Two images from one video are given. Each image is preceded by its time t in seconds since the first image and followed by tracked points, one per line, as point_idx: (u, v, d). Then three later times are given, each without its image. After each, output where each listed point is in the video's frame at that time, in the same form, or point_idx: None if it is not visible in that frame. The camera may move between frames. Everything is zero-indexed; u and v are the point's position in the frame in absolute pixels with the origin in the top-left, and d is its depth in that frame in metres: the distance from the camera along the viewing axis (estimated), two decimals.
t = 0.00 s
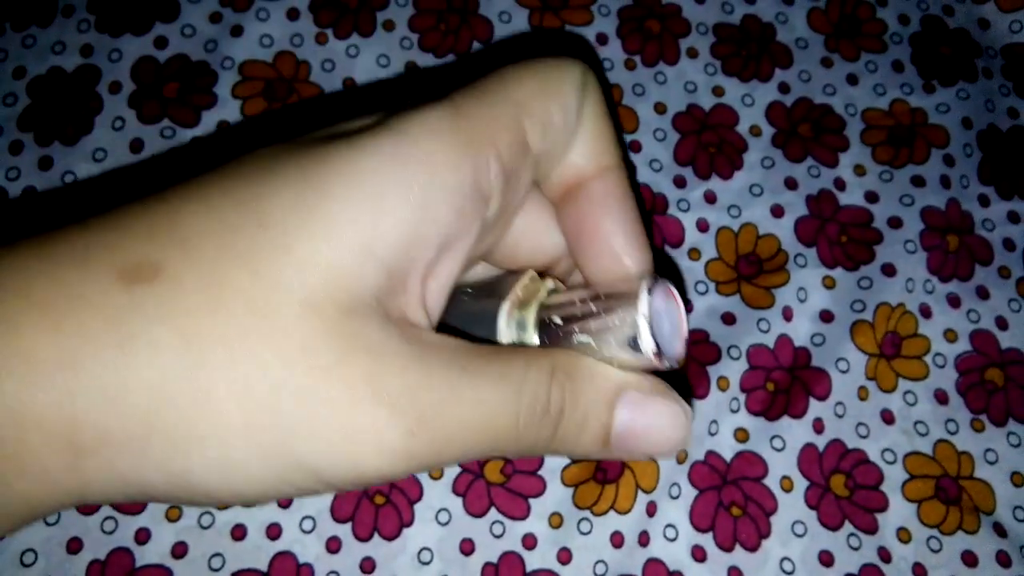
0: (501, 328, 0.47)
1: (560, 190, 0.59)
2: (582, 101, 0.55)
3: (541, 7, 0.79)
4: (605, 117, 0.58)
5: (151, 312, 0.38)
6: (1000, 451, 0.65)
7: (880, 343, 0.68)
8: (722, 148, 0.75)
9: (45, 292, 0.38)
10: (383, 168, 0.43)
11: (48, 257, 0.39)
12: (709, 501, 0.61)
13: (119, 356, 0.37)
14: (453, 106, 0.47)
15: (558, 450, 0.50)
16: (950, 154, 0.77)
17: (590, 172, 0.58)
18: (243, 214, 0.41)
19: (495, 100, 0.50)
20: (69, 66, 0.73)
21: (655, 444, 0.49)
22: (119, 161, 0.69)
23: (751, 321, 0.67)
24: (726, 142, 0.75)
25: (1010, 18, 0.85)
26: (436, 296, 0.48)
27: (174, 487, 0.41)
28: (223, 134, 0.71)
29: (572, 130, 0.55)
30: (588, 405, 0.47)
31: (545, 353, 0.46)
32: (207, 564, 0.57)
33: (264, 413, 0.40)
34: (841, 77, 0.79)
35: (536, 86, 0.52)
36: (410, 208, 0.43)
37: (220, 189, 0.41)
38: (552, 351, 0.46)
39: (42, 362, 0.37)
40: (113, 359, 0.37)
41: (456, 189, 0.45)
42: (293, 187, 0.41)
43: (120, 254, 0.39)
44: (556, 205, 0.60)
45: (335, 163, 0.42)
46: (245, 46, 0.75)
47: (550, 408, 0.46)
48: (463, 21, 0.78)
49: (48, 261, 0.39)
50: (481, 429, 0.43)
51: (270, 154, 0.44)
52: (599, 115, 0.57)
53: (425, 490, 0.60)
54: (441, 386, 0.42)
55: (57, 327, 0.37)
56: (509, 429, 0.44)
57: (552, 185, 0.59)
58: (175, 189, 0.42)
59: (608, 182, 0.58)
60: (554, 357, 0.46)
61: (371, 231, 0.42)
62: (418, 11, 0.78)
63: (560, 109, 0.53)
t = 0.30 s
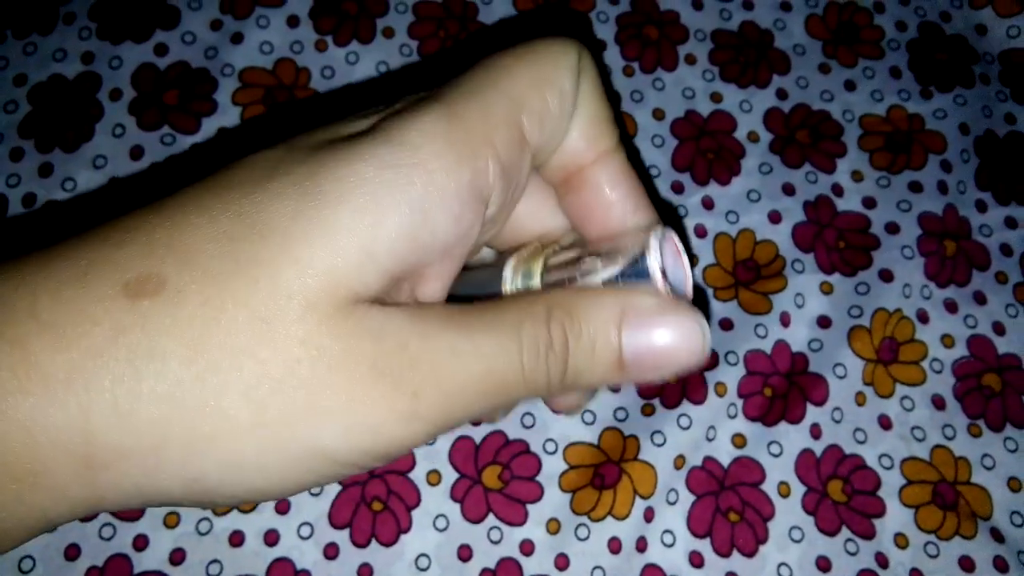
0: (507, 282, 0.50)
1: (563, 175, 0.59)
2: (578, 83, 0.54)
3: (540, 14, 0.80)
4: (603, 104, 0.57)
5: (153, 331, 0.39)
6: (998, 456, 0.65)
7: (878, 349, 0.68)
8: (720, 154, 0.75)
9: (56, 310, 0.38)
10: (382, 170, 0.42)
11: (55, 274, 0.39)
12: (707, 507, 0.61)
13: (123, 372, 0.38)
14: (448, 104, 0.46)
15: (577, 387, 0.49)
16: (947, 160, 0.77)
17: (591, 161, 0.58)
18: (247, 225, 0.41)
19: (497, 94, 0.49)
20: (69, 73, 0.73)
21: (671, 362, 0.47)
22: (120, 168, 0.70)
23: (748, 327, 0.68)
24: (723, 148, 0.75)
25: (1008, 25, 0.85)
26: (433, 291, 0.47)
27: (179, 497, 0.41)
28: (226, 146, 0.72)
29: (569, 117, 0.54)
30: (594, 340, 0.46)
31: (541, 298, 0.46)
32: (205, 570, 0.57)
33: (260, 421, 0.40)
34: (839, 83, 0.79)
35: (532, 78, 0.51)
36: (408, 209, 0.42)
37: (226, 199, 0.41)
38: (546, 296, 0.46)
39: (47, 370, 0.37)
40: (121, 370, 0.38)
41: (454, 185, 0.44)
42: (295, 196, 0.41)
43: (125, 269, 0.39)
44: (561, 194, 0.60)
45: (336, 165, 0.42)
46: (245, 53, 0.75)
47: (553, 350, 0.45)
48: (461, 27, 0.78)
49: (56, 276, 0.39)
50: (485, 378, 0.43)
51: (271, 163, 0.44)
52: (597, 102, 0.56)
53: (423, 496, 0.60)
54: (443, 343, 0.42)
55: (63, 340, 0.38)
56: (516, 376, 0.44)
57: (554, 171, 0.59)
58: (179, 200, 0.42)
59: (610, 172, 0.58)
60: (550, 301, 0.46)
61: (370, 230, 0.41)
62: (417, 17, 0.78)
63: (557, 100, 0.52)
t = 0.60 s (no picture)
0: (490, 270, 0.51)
1: (581, 213, 0.59)
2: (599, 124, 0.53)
3: (531, 18, 0.80)
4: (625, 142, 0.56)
5: (141, 336, 0.38)
6: (991, 457, 0.65)
7: (871, 351, 0.68)
8: (711, 157, 0.75)
9: (44, 320, 0.38)
10: (392, 204, 0.42)
11: (49, 289, 0.38)
12: (701, 510, 0.61)
13: (114, 377, 0.38)
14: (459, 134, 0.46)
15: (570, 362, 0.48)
16: (939, 161, 0.77)
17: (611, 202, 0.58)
18: (251, 246, 0.40)
19: (514, 130, 0.48)
20: (60, 79, 0.73)
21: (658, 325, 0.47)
22: (111, 174, 0.70)
23: (741, 329, 0.68)
24: (715, 151, 0.75)
25: (998, 26, 0.85)
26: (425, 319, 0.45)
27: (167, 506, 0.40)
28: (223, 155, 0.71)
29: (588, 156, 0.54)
30: (579, 309, 0.46)
31: (524, 272, 0.46)
32: None
33: (248, 427, 0.39)
34: (830, 86, 0.80)
35: (549, 112, 0.50)
36: (415, 244, 0.42)
37: (230, 219, 0.41)
38: (530, 270, 0.46)
39: (30, 376, 0.37)
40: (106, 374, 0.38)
41: (461, 223, 0.44)
42: (300, 220, 0.41)
43: (125, 287, 0.39)
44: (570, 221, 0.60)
45: (345, 192, 0.42)
46: (236, 58, 0.75)
47: (540, 324, 0.45)
48: (453, 32, 0.78)
49: (52, 293, 0.38)
50: (475, 359, 0.43)
51: (277, 183, 0.43)
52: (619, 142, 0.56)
53: (418, 500, 0.60)
54: (432, 327, 0.42)
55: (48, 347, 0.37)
56: (506, 355, 0.44)
57: (573, 205, 0.59)
58: (181, 219, 0.41)
59: (631, 215, 0.58)
60: (531, 275, 0.46)
61: (376, 263, 0.41)
62: (408, 22, 0.78)
63: (573, 138, 0.51)
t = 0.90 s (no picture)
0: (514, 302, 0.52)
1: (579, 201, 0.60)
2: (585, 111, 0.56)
3: (531, 19, 0.80)
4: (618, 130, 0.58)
5: (142, 343, 0.38)
6: (989, 456, 0.65)
7: (869, 350, 0.68)
8: (711, 157, 0.75)
9: (50, 326, 0.38)
10: (396, 210, 0.43)
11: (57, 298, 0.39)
12: (700, 508, 0.61)
13: (113, 376, 0.38)
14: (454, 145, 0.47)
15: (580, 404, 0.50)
16: (938, 161, 0.77)
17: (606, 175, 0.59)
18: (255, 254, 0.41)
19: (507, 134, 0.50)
20: (61, 80, 0.74)
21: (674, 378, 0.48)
22: (112, 175, 0.70)
23: (740, 329, 0.68)
24: (715, 151, 0.76)
25: (997, 26, 0.85)
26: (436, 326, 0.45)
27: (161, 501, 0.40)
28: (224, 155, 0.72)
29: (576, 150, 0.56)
30: (592, 350, 0.47)
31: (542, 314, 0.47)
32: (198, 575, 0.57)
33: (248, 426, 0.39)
34: (829, 85, 0.80)
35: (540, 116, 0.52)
36: (417, 249, 0.43)
37: (235, 231, 0.42)
38: (547, 312, 0.47)
39: (31, 375, 0.37)
40: (106, 373, 0.38)
41: (464, 226, 0.45)
42: (305, 229, 0.42)
43: (130, 294, 0.39)
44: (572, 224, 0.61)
45: (348, 202, 0.43)
46: (237, 59, 0.75)
47: (553, 365, 0.45)
48: (453, 33, 0.79)
49: (59, 300, 0.39)
50: (485, 395, 0.43)
51: (285, 200, 0.44)
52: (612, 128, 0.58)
53: (417, 500, 0.60)
54: (445, 364, 0.42)
55: (48, 352, 0.38)
56: (517, 394, 0.44)
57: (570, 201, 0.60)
58: (188, 230, 0.42)
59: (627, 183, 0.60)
60: (548, 317, 0.47)
61: (380, 268, 0.42)
62: (409, 22, 0.79)
63: (562, 133, 0.53)
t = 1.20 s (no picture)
0: (505, 351, 0.47)
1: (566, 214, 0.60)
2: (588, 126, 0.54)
3: (531, 6, 0.79)
4: (609, 145, 0.57)
5: (156, 352, 0.38)
6: (986, 449, 0.65)
7: (867, 342, 0.68)
8: (711, 148, 0.75)
9: (61, 326, 0.38)
10: (405, 228, 0.42)
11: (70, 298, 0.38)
12: (697, 499, 0.61)
13: (108, 356, 0.37)
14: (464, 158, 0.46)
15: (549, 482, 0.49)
16: (938, 153, 0.77)
17: (592, 194, 0.58)
18: (267, 269, 0.40)
19: (514, 148, 0.48)
20: (56, 63, 0.73)
21: (643, 486, 0.48)
22: (108, 159, 0.69)
23: (738, 320, 0.68)
24: (715, 141, 0.75)
25: (998, 19, 0.85)
26: (439, 345, 0.45)
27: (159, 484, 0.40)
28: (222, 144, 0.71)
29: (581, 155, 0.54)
30: (583, 446, 0.46)
31: (547, 395, 0.44)
32: (194, 562, 0.57)
33: (244, 409, 0.39)
34: (831, 76, 0.79)
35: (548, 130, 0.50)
36: (424, 268, 0.42)
37: (247, 239, 0.41)
38: (555, 391, 0.45)
39: (26, 355, 0.37)
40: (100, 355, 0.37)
41: (474, 246, 0.44)
42: (315, 246, 0.41)
43: (142, 301, 0.38)
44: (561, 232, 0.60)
45: (361, 218, 0.42)
46: (234, 43, 0.75)
47: (545, 449, 0.45)
48: (452, 19, 0.78)
49: (70, 300, 0.38)
50: (472, 465, 0.43)
51: (296, 209, 0.42)
52: (605, 146, 0.57)
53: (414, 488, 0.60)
54: (435, 429, 0.42)
55: (51, 344, 0.37)
56: (497, 468, 0.44)
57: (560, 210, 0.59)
58: (199, 232, 0.41)
59: (613, 210, 0.59)
60: (555, 401, 0.45)
61: (387, 293, 0.41)
62: (408, 8, 0.78)
63: (567, 144, 0.51)
